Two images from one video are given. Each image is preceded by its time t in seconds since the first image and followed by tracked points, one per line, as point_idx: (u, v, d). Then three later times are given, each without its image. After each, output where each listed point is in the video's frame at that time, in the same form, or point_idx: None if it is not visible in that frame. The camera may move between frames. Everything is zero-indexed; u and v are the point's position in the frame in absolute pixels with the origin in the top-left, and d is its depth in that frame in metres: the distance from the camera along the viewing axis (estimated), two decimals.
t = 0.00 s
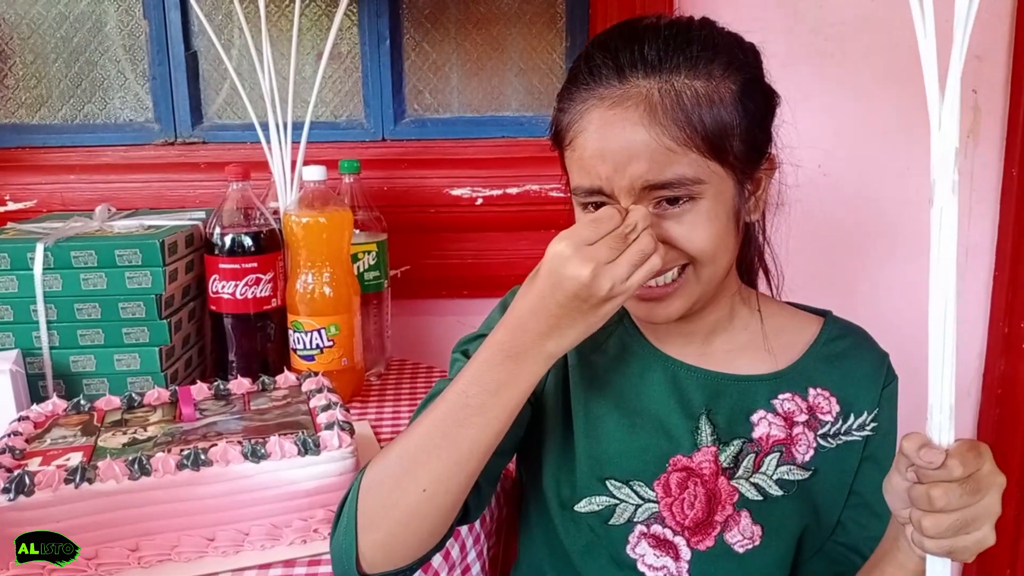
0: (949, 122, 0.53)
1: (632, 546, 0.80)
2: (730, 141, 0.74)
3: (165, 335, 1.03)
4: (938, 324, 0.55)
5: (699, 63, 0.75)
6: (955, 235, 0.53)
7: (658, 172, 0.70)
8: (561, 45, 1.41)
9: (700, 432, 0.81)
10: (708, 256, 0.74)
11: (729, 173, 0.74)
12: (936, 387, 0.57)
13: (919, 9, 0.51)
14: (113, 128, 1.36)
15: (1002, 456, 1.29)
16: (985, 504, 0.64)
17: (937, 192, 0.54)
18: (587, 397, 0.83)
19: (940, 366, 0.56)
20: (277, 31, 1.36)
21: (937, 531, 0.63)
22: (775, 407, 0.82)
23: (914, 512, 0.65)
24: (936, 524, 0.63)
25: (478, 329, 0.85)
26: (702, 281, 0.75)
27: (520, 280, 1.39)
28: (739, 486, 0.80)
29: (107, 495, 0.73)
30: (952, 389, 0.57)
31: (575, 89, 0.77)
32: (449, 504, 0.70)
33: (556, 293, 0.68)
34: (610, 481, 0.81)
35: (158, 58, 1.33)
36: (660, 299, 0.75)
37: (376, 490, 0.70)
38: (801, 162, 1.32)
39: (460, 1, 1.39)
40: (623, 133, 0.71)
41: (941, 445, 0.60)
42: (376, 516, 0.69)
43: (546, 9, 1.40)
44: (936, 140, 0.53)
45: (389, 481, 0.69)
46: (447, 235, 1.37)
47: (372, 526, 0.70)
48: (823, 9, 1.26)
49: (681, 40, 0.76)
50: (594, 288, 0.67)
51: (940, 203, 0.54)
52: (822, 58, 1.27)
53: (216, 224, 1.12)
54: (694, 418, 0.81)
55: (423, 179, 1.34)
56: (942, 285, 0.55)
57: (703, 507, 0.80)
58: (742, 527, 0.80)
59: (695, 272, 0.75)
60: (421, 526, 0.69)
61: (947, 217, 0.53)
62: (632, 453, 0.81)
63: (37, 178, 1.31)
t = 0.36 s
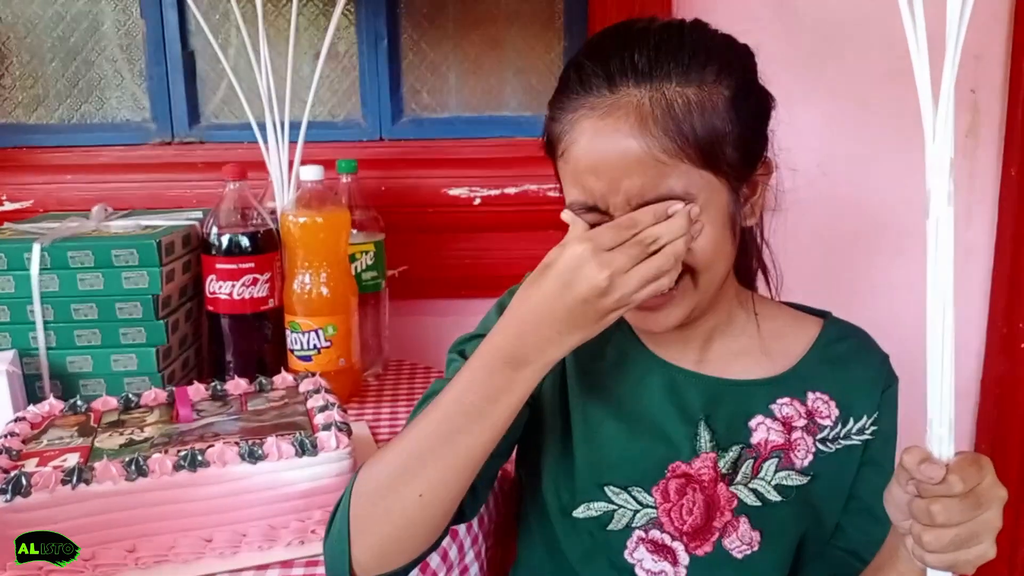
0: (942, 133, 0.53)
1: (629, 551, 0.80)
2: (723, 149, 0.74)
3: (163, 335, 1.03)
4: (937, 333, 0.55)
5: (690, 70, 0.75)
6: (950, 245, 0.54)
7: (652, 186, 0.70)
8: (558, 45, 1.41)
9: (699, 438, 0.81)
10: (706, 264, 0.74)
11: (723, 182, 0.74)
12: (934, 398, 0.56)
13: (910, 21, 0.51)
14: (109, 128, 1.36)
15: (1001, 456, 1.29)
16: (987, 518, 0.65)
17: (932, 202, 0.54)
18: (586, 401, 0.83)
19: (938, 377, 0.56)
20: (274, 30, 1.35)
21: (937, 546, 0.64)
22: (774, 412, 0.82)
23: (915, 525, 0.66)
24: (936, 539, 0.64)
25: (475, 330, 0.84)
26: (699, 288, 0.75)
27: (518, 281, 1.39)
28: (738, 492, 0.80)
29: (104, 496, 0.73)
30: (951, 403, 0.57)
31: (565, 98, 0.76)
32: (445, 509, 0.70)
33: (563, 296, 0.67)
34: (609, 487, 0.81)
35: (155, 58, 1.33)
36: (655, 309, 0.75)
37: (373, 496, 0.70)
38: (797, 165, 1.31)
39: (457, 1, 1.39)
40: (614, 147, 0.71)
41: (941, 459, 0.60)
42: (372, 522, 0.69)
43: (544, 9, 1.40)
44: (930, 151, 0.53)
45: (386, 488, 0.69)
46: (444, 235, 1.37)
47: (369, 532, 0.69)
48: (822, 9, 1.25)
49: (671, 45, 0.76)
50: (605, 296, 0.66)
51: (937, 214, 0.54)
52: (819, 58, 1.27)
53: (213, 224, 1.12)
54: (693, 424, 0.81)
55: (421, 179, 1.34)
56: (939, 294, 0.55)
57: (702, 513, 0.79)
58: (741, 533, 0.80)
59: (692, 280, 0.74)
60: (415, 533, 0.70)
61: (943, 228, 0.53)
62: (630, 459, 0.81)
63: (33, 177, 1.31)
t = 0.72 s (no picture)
0: (940, 133, 0.52)
1: (631, 548, 0.80)
2: (745, 156, 0.75)
3: (162, 335, 1.03)
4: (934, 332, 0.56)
5: (715, 76, 0.74)
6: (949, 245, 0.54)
7: (673, 192, 0.71)
8: (557, 45, 1.42)
9: (700, 435, 0.81)
10: (718, 275, 0.74)
11: (745, 189, 0.75)
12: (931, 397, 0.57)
13: (908, 21, 0.51)
14: (108, 128, 1.36)
15: (998, 456, 1.29)
16: (982, 519, 0.65)
17: (930, 203, 0.54)
18: (587, 399, 0.83)
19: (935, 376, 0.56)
20: (272, 30, 1.36)
21: (931, 546, 0.65)
22: (774, 409, 0.82)
23: (911, 525, 0.67)
24: (930, 539, 0.65)
25: (475, 327, 0.84)
26: (710, 296, 0.75)
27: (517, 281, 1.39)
28: (738, 488, 0.81)
29: (103, 496, 0.73)
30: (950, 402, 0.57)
31: (587, 99, 0.76)
32: (453, 513, 0.70)
33: (579, 311, 0.67)
34: (610, 484, 0.81)
35: (153, 58, 1.33)
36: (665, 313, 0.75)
37: (376, 494, 0.70)
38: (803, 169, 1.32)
39: (456, 1, 1.39)
40: (639, 152, 0.71)
41: (937, 460, 0.60)
42: (375, 521, 0.69)
43: (542, 9, 1.40)
44: (927, 152, 0.54)
45: (390, 486, 0.69)
46: (444, 235, 1.37)
47: (374, 530, 0.69)
48: (820, 9, 1.26)
49: (696, 49, 0.75)
50: (623, 316, 0.66)
51: (934, 215, 0.54)
52: (818, 58, 1.27)
53: (212, 224, 1.12)
54: (693, 421, 0.81)
55: (420, 179, 1.34)
56: (937, 293, 0.55)
57: (702, 510, 0.80)
58: (741, 530, 0.80)
59: (704, 289, 0.75)
60: (421, 534, 0.69)
61: (940, 229, 0.54)
62: (632, 457, 0.81)
63: (31, 177, 1.31)
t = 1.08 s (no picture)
0: (944, 131, 0.52)
1: (631, 547, 0.80)
2: (744, 155, 0.74)
3: (160, 335, 1.03)
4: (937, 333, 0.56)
5: (715, 75, 0.74)
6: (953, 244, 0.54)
7: (671, 190, 0.71)
8: (556, 45, 1.41)
9: (700, 434, 0.81)
10: (717, 273, 0.74)
11: (743, 189, 0.74)
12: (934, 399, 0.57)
13: (915, 18, 0.51)
14: (106, 128, 1.36)
15: (997, 456, 1.29)
16: (983, 518, 0.65)
17: (934, 202, 0.54)
18: (587, 397, 0.83)
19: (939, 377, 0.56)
20: (271, 30, 1.35)
21: (934, 545, 0.64)
22: (774, 408, 0.82)
23: (912, 524, 0.66)
24: (933, 538, 0.64)
25: (475, 327, 0.84)
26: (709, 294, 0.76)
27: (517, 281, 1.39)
28: (738, 487, 0.80)
29: (101, 497, 0.73)
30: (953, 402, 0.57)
31: (587, 97, 0.76)
32: (453, 510, 0.69)
33: (575, 308, 0.67)
34: (610, 483, 0.81)
35: (152, 57, 1.33)
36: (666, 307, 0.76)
37: (376, 492, 0.70)
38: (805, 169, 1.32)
39: (455, 1, 1.39)
40: (637, 149, 0.71)
41: (938, 458, 0.60)
42: (375, 519, 0.69)
43: (542, 9, 1.40)
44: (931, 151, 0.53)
45: (390, 485, 0.69)
46: (444, 235, 1.37)
47: (373, 527, 0.69)
48: (819, 9, 1.26)
49: (696, 48, 0.75)
50: (617, 312, 0.66)
51: (938, 215, 0.54)
52: (818, 58, 1.27)
53: (210, 224, 1.12)
54: (693, 420, 0.81)
55: (419, 178, 1.34)
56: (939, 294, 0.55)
57: (702, 508, 0.80)
58: (742, 529, 0.80)
59: (702, 287, 0.75)
60: (421, 532, 0.69)
61: (944, 229, 0.54)
62: (633, 456, 0.81)
63: (29, 177, 1.30)
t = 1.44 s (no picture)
0: (939, 123, 0.52)
1: (627, 546, 0.80)
2: (725, 141, 0.74)
3: (158, 335, 1.03)
4: (928, 330, 0.55)
5: (699, 62, 0.75)
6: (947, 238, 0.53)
7: (649, 169, 0.70)
8: (554, 45, 1.41)
9: (695, 431, 0.81)
10: (695, 258, 0.73)
11: (723, 176, 0.74)
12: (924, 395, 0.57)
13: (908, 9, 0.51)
14: (104, 127, 1.36)
15: (995, 455, 1.30)
16: (972, 513, 0.64)
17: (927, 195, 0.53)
18: (583, 395, 0.83)
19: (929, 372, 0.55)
20: (269, 30, 1.35)
21: (923, 538, 0.64)
22: (770, 405, 0.82)
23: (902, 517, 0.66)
24: (921, 531, 0.64)
25: (472, 328, 0.84)
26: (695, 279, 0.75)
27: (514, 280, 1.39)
28: (734, 485, 0.80)
29: (99, 497, 0.73)
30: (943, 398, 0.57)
31: (574, 83, 0.77)
32: (447, 501, 0.70)
33: (551, 294, 0.67)
34: (605, 481, 0.81)
35: (150, 57, 1.33)
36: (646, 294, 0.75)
37: (370, 488, 0.70)
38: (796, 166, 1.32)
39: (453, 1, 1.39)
40: (616, 129, 0.71)
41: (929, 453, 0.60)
42: (369, 513, 0.69)
43: (540, 8, 1.40)
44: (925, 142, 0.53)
45: (384, 480, 0.69)
46: (442, 234, 1.37)
47: (368, 523, 0.69)
48: (816, 8, 1.26)
49: (682, 37, 0.76)
50: (590, 291, 0.66)
51: (931, 208, 0.53)
52: (816, 57, 1.27)
53: (208, 224, 1.12)
54: (688, 417, 0.81)
55: (417, 178, 1.34)
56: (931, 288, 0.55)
57: (698, 506, 0.80)
58: (737, 526, 0.80)
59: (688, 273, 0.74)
60: (416, 526, 0.69)
61: (938, 223, 0.53)
62: (628, 454, 0.81)
63: (26, 177, 1.30)
